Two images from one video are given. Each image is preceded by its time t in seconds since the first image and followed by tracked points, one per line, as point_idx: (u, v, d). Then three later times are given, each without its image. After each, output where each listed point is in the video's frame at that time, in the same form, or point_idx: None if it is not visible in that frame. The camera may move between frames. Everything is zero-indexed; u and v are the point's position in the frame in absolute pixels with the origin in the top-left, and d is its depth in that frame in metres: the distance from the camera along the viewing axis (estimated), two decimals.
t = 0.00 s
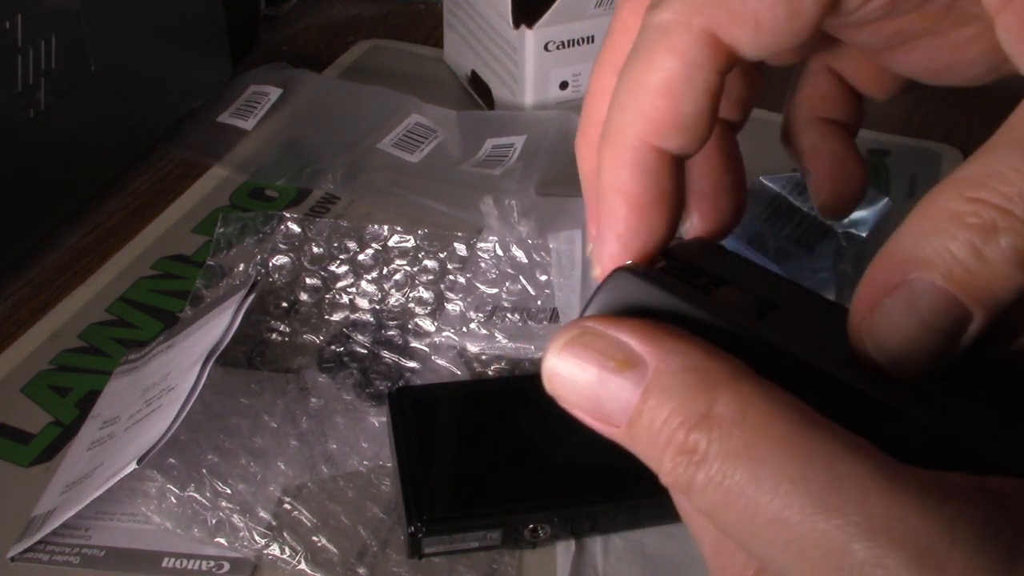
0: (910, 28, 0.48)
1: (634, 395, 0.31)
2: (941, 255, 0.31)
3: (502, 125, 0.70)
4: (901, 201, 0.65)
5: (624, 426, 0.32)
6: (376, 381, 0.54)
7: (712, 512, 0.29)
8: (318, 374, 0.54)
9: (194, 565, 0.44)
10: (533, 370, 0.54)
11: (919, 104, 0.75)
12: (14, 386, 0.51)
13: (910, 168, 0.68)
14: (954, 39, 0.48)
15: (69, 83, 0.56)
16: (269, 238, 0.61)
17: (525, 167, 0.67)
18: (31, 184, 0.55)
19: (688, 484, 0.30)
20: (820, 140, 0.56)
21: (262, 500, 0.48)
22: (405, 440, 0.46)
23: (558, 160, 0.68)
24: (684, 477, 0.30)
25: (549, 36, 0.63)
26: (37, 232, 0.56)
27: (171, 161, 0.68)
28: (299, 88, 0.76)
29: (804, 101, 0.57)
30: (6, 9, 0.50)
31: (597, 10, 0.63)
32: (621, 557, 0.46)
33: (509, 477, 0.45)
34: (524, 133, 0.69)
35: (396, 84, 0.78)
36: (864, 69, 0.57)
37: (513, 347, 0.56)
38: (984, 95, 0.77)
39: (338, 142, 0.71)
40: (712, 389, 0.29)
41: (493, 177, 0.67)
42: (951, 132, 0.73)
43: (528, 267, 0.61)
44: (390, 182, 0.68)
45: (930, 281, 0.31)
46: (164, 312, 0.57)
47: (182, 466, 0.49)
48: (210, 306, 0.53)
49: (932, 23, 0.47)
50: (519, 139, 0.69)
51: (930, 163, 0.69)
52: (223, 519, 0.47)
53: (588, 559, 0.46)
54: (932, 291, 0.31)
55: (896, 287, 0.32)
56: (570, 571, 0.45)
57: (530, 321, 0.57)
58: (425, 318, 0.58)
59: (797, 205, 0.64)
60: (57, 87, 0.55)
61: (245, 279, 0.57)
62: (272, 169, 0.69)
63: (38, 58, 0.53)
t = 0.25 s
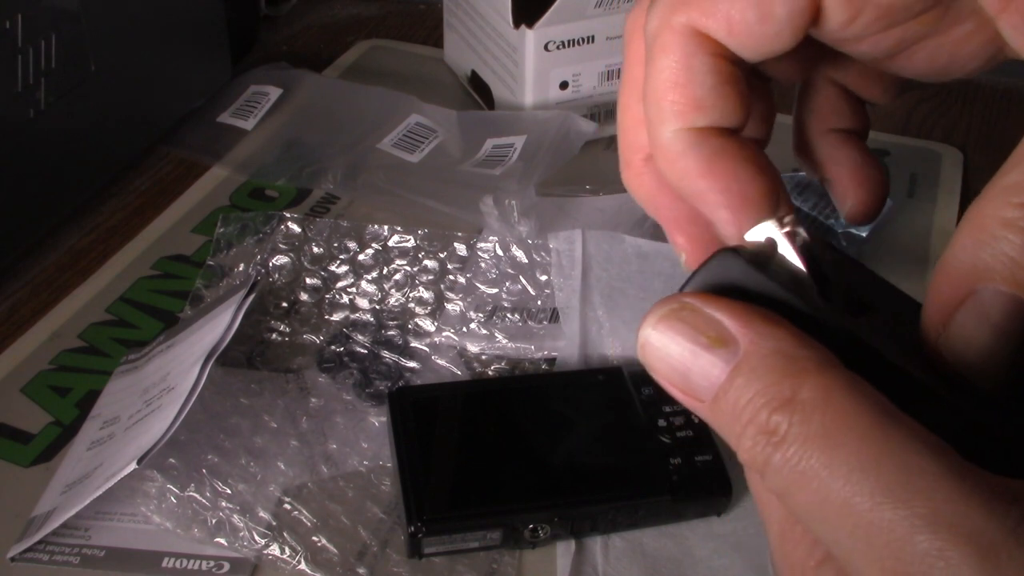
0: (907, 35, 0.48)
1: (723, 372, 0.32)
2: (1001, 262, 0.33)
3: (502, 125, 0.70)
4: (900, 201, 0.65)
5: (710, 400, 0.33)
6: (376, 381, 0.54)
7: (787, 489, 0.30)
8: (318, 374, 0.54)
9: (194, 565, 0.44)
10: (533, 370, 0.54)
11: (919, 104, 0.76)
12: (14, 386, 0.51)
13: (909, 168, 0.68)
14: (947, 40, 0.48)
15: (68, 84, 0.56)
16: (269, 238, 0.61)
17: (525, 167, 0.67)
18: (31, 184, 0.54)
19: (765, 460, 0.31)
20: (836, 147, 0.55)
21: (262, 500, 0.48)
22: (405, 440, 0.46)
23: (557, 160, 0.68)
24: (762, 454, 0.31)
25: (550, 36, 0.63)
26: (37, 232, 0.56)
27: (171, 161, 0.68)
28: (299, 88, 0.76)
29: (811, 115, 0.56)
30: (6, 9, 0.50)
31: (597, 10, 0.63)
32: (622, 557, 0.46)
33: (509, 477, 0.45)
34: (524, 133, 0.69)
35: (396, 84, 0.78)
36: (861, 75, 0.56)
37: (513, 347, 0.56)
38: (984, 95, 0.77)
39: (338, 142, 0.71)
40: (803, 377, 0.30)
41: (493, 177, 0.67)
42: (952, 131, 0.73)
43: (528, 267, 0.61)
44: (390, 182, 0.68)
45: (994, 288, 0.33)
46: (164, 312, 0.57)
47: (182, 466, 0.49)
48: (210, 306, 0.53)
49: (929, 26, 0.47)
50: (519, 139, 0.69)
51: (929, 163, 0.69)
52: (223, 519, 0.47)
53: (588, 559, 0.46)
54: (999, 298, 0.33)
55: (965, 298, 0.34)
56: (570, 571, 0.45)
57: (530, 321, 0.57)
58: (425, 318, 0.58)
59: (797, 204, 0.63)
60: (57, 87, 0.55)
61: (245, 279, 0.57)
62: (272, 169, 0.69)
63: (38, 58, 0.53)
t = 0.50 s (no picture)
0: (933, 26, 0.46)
1: (666, 338, 0.30)
2: (955, 242, 0.33)
3: (502, 125, 0.70)
4: (899, 201, 0.65)
5: (654, 372, 0.31)
6: (376, 381, 0.54)
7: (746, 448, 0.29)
8: (318, 374, 0.54)
9: (194, 565, 0.44)
10: (533, 369, 0.54)
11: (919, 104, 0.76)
12: (14, 386, 0.51)
13: (909, 168, 0.68)
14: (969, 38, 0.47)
15: (68, 84, 0.56)
16: (269, 238, 0.61)
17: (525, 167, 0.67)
18: (30, 184, 0.54)
19: (721, 421, 0.29)
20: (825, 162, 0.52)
21: (262, 500, 0.48)
22: (405, 440, 0.46)
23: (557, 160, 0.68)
24: (716, 412, 0.29)
25: (550, 36, 0.63)
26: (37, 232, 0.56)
27: (171, 161, 0.68)
28: (299, 88, 0.76)
29: (811, 129, 0.54)
30: (6, 9, 0.50)
31: (597, 10, 0.63)
32: (622, 557, 0.46)
33: (509, 478, 0.45)
34: (524, 133, 0.69)
35: (396, 84, 0.78)
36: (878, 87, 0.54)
37: (512, 346, 0.56)
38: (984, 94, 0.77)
39: (338, 141, 0.71)
40: (753, 327, 0.29)
41: (493, 177, 0.67)
42: (952, 131, 0.73)
43: (528, 267, 0.61)
44: (390, 182, 0.68)
45: (943, 265, 0.34)
46: (164, 312, 0.57)
47: (182, 467, 0.49)
48: (210, 306, 0.53)
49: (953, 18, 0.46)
50: (519, 139, 0.69)
51: (929, 163, 0.69)
52: (223, 519, 0.47)
53: (588, 559, 0.46)
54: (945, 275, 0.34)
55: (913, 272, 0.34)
56: (570, 571, 0.45)
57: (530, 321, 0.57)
58: (425, 318, 0.58)
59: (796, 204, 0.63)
60: (57, 87, 0.55)
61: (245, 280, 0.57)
62: (272, 169, 0.69)
63: (38, 59, 0.53)
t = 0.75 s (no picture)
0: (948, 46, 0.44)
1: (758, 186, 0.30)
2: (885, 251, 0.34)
3: (502, 124, 0.70)
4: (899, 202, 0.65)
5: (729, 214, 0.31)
6: (376, 381, 0.54)
7: (803, 274, 0.28)
8: (318, 374, 0.54)
9: (194, 565, 0.44)
10: (533, 369, 0.54)
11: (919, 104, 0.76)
12: (14, 386, 0.51)
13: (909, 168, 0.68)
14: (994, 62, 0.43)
15: (68, 84, 0.56)
16: (269, 238, 0.61)
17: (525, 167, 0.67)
18: (30, 184, 0.54)
19: (785, 244, 0.28)
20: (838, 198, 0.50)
21: (262, 500, 0.48)
22: (405, 440, 0.46)
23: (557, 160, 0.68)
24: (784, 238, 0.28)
25: (550, 35, 0.63)
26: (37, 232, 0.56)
27: (171, 161, 0.68)
28: (299, 88, 0.76)
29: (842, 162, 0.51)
30: (6, 9, 0.50)
31: (597, 10, 0.63)
32: (622, 557, 0.46)
33: (509, 478, 0.45)
34: (524, 133, 0.69)
35: (396, 84, 0.78)
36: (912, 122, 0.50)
37: (512, 346, 0.56)
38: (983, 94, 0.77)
39: (338, 141, 0.71)
40: (836, 181, 0.29)
41: (493, 177, 0.67)
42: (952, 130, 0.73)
43: (528, 267, 0.61)
44: (391, 183, 0.67)
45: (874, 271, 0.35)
46: (164, 312, 0.57)
47: (182, 467, 0.49)
48: (210, 306, 0.53)
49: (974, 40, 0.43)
50: (519, 139, 0.69)
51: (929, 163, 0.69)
52: (223, 519, 0.47)
53: (588, 559, 0.46)
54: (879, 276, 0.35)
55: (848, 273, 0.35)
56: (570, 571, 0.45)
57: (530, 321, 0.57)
58: (425, 318, 0.58)
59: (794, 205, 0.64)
60: (57, 88, 0.55)
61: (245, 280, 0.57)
62: (272, 169, 0.69)
63: (38, 59, 0.53)
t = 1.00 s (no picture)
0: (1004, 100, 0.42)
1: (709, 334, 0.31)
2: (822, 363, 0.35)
3: (502, 125, 0.70)
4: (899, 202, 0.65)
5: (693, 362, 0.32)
6: (376, 381, 0.54)
7: (768, 418, 0.28)
8: (318, 374, 0.54)
9: (194, 565, 0.44)
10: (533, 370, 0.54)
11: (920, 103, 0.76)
12: (14, 386, 0.51)
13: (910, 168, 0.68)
14: None
15: (68, 84, 0.56)
16: (269, 238, 0.61)
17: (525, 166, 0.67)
18: (31, 185, 0.54)
19: (757, 388, 0.28)
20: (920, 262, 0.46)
21: (262, 500, 0.48)
22: (405, 440, 0.46)
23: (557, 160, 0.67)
24: (740, 388, 0.29)
25: (550, 35, 0.63)
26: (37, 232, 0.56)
27: (171, 161, 0.68)
28: (299, 88, 0.76)
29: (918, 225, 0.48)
30: (6, 9, 0.50)
31: (596, 10, 0.63)
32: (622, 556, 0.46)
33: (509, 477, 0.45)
34: (524, 133, 0.68)
35: (396, 84, 0.78)
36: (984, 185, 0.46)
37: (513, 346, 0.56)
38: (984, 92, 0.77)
39: (339, 141, 0.71)
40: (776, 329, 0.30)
41: (493, 177, 0.67)
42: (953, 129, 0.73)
43: (528, 267, 0.60)
44: (391, 183, 0.67)
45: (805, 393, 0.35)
46: (164, 312, 0.56)
47: (182, 467, 0.49)
48: (210, 306, 0.53)
49: None
50: (520, 139, 0.68)
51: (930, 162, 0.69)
52: (223, 519, 0.47)
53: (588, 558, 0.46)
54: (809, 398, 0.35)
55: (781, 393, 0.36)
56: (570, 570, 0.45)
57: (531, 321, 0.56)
58: (425, 318, 0.58)
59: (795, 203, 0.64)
60: (57, 88, 0.55)
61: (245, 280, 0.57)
62: (272, 169, 0.69)
63: (38, 59, 0.53)
